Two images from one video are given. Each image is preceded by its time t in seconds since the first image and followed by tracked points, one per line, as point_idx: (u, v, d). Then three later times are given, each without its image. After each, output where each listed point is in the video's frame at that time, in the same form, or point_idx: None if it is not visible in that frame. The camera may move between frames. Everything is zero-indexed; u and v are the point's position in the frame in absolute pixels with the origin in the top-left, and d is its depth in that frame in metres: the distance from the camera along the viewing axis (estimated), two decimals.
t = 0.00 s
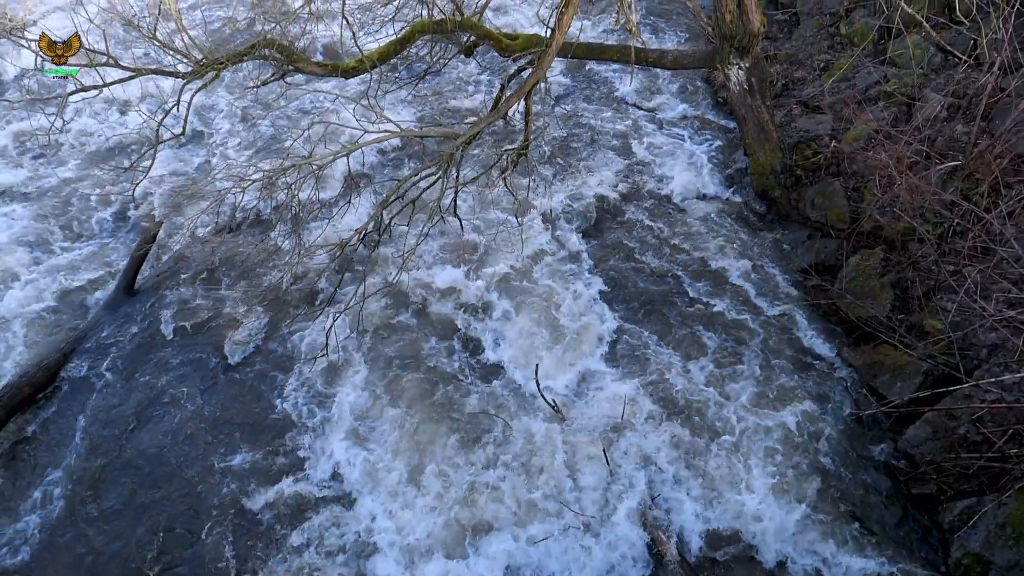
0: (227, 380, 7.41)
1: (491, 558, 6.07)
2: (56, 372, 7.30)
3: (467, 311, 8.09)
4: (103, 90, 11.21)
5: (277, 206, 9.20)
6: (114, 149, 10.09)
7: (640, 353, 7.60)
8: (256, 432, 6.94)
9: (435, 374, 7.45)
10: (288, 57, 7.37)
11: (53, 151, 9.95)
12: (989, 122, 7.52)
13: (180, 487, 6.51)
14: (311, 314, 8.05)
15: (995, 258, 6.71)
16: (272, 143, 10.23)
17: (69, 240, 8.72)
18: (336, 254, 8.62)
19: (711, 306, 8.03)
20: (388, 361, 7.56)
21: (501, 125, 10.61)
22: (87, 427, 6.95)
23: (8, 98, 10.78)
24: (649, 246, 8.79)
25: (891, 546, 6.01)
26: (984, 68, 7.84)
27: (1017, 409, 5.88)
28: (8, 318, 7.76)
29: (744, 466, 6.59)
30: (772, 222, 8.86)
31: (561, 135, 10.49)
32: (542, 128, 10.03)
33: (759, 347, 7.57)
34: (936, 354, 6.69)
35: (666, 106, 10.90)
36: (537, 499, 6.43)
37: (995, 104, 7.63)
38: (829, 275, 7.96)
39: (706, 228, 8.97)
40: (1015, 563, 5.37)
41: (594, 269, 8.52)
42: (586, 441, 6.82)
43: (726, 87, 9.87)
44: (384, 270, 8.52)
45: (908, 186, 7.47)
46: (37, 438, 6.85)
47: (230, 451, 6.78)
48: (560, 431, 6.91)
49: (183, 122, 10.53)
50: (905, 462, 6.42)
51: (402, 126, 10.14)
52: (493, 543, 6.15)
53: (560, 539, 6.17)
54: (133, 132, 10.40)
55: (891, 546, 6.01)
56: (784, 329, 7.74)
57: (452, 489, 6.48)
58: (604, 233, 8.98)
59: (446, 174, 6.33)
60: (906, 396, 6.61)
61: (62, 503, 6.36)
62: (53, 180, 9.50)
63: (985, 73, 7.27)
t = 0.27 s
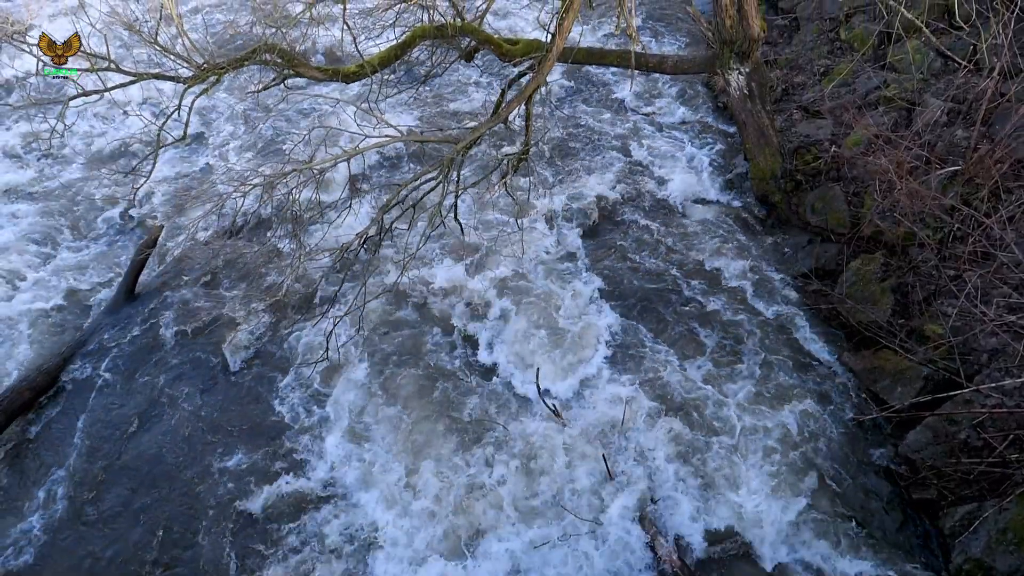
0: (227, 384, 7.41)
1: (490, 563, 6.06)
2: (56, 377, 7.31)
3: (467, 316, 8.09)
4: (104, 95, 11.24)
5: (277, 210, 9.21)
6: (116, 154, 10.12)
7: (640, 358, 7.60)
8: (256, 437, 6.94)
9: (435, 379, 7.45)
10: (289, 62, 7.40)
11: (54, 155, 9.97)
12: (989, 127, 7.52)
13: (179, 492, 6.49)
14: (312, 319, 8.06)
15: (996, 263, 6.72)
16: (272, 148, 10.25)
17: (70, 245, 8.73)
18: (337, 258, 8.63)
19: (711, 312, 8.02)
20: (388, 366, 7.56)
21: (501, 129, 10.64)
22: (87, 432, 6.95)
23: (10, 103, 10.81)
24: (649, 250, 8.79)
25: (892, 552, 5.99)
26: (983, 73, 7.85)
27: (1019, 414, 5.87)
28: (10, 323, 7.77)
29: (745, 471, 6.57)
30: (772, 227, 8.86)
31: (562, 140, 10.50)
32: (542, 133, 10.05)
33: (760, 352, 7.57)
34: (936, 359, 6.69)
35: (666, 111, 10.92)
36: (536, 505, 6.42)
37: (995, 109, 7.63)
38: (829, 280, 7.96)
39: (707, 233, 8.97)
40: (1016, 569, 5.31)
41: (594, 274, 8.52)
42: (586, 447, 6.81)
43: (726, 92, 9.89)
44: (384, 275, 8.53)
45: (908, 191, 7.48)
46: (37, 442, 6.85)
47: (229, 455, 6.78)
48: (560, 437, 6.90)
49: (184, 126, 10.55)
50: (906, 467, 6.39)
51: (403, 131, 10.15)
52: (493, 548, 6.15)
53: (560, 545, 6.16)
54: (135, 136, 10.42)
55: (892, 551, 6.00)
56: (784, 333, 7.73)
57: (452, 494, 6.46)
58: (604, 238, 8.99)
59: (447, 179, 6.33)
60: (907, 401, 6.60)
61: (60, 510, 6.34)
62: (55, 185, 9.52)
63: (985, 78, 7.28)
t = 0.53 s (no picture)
0: (228, 388, 7.41)
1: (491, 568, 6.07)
2: (57, 381, 7.32)
3: (467, 320, 8.10)
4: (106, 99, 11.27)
5: (278, 215, 9.23)
6: (117, 158, 10.14)
7: (640, 363, 7.60)
8: (257, 440, 6.94)
9: (435, 383, 7.45)
10: (290, 67, 7.42)
11: (55, 160, 9.99)
12: (989, 132, 7.53)
13: (180, 497, 6.49)
14: (313, 322, 8.06)
15: (996, 268, 6.72)
16: (273, 152, 10.27)
17: (71, 249, 8.74)
18: (338, 263, 8.64)
19: (711, 316, 8.03)
20: (389, 370, 7.55)
21: (501, 134, 10.66)
22: (87, 435, 6.95)
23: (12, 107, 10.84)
24: (650, 255, 8.81)
25: (892, 556, 5.99)
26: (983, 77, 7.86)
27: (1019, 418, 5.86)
28: (12, 327, 7.79)
29: (745, 476, 6.57)
30: (773, 231, 8.86)
31: (562, 144, 10.52)
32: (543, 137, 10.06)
33: (760, 357, 7.56)
34: (937, 363, 6.69)
35: (666, 115, 10.94)
36: (537, 509, 6.42)
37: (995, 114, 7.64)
38: (829, 285, 7.96)
39: (707, 237, 8.99)
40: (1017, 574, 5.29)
41: (594, 278, 8.53)
42: (586, 451, 6.81)
43: (726, 97, 9.91)
44: (385, 279, 8.53)
45: (908, 196, 7.49)
46: (37, 446, 6.85)
47: (230, 460, 6.78)
48: (560, 441, 6.90)
49: (186, 130, 10.58)
50: (907, 472, 6.39)
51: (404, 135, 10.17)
52: (493, 553, 6.16)
53: (561, 550, 6.16)
54: (136, 140, 10.44)
55: (892, 556, 6.00)
56: (784, 338, 7.74)
57: (451, 498, 6.46)
58: (605, 242, 9.01)
59: (447, 183, 6.33)
60: (908, 405, 6.60)
61: (59, 514, 6.34)
62: (56, 189, 9.53)
63: (985, 83, 7.30)
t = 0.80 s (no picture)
0: (228, 392, 7.41)
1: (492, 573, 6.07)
2: (57, 385, 7.31)
3: (467, 324, 8.09)
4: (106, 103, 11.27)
5: (279, 219, 9.24)
6: (118, 162, 10.14)
7: (641, 367, 7.59)
8: (258, 445, 6.93)
9: (435, 388, 7.45)
10: (291, 71, 7.42)
11: (56, 164, 9.99)
12: (989, 137, 7.54)
13: (180, 501, 6.49)
14: (313, 326, 8.06)
15: (996, 273, 6.73)
16: (274, 157, 10.28)
17: (71, 253, 8.73)
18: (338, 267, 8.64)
19: (712, 320, 8.02)
20: (389, 374, 7.55)
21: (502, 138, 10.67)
22: (87, 440, 6.94)
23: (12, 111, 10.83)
24: (650, 259, 8.81)
25: (893, 561, 5.99)
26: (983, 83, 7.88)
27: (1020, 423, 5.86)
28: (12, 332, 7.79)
29: (746, 481, 6.56)
30: (773, 235, 8.87)
31: (563, 148, 10.52)
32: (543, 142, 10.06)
33: (761, 361, 7.56)
34: (938, 368, 6.69)
35: (666, 119, 10.95)
36: (537, 514, 6.42)
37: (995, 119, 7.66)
38: (830, 289, 7.96)
39: (707, 241, 8.99)
40: None
41: (594, 282, 8.53)
42: (586, 456, 6.81)
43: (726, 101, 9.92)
44: (385, 284, 8.53)
45: (909, 201, 7.49)
46: (37, 451, 6.84)
47: (231, 464, 6.78)
48: (561, 446, 6.89)
49: (186, 134, 10.58)
50: (908, 477, 6.38)
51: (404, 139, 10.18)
52: (494, 558, 6.16)
53: (561, 555, 6.16)
54: (136, 144, 10.44)
55: (893, 561, 6.00)
56: (785, 342, 7.73)
57: (452, 503, 6.45)
58: (605, 247, 9.01)
59: (448, 188, 6.34)
60: (909, 410, 6.59)
61: (60, 519, 6.33)
62: (57, 193, 9.53)
63: (985, 88, 7.30)
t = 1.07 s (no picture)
0: (228, 397, 7.40)
1: None
2: (57, 389, 7.31)
3: (467, 328, 8.09)
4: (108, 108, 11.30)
5: (280, 223, 9.25)
6: (119, 166, 10.15)
7: (641, 371, 7.59)
8: (258, 449, 6.93)
9: (435, 392, 7.44)
10: (292, 76, 7.44)
11: (57, 168, 10.01)
12: (989, 141, 7.55)
13: (180, 505, 6.49)
14: (313, 330, 8.06)
15: (996, 277, 6.73)
16: (275, 161, 10.30)
17: (72, 257, 8.74)
18: (339, 271, 8.65)
19: (712, 324, 8.02)
20: (389, 378, 7.55)
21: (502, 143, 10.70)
22: (87, 445, 6.94)
23: (14, 115, 10.86)
24: (650, 263, 8.82)
25: (894, 566, 5.98)
26: (983, 87, 7.89)
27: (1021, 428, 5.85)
28: (13, 336, 7.80)
29: (746, 485, 6.56)
30: (774, 240, 8.88)
31: (564, 152, 10.54)
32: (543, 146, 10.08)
33: (761, 365, 7.57)
34: (938, 372, 6.69)
35: (667, 123, 10.97)
36: (538, 519, 6.41)
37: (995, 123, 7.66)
38: (830, 293, 7.96)
39: (707, 245, 9.00)
40: None
41: (594, 286, 8.53)
42: (586, 460, 6.81)
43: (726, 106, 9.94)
44: (386, 288, 8.54)
45: (909, 205, 7.50)
46: (37, 455, 6.84)
47: (231, 468, 6.77)
48: (561, 450, 6.89)
49: (187, 139, 10.60)
50: (908, 481, 6.37)
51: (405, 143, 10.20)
52: (494, 563, 6.16)
53: (562, 559, 6.15)
54: (138, 148, 10.45)
55: (894, 566, 5.99)
56: (785, 346, 7.73)
57: (452, 508, 6.45)
58: (605, 251, 9.02)
59: (449, 193, 6.35)
60: (909, 414, 6.59)
61: (60, 524, 6.33)
62: (58, 197, 9.55)
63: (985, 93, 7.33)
